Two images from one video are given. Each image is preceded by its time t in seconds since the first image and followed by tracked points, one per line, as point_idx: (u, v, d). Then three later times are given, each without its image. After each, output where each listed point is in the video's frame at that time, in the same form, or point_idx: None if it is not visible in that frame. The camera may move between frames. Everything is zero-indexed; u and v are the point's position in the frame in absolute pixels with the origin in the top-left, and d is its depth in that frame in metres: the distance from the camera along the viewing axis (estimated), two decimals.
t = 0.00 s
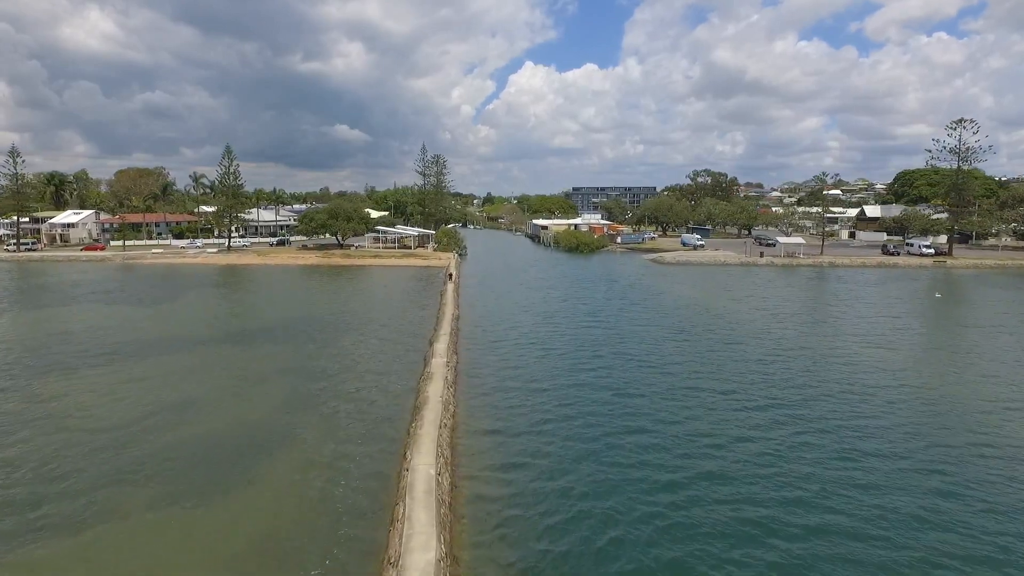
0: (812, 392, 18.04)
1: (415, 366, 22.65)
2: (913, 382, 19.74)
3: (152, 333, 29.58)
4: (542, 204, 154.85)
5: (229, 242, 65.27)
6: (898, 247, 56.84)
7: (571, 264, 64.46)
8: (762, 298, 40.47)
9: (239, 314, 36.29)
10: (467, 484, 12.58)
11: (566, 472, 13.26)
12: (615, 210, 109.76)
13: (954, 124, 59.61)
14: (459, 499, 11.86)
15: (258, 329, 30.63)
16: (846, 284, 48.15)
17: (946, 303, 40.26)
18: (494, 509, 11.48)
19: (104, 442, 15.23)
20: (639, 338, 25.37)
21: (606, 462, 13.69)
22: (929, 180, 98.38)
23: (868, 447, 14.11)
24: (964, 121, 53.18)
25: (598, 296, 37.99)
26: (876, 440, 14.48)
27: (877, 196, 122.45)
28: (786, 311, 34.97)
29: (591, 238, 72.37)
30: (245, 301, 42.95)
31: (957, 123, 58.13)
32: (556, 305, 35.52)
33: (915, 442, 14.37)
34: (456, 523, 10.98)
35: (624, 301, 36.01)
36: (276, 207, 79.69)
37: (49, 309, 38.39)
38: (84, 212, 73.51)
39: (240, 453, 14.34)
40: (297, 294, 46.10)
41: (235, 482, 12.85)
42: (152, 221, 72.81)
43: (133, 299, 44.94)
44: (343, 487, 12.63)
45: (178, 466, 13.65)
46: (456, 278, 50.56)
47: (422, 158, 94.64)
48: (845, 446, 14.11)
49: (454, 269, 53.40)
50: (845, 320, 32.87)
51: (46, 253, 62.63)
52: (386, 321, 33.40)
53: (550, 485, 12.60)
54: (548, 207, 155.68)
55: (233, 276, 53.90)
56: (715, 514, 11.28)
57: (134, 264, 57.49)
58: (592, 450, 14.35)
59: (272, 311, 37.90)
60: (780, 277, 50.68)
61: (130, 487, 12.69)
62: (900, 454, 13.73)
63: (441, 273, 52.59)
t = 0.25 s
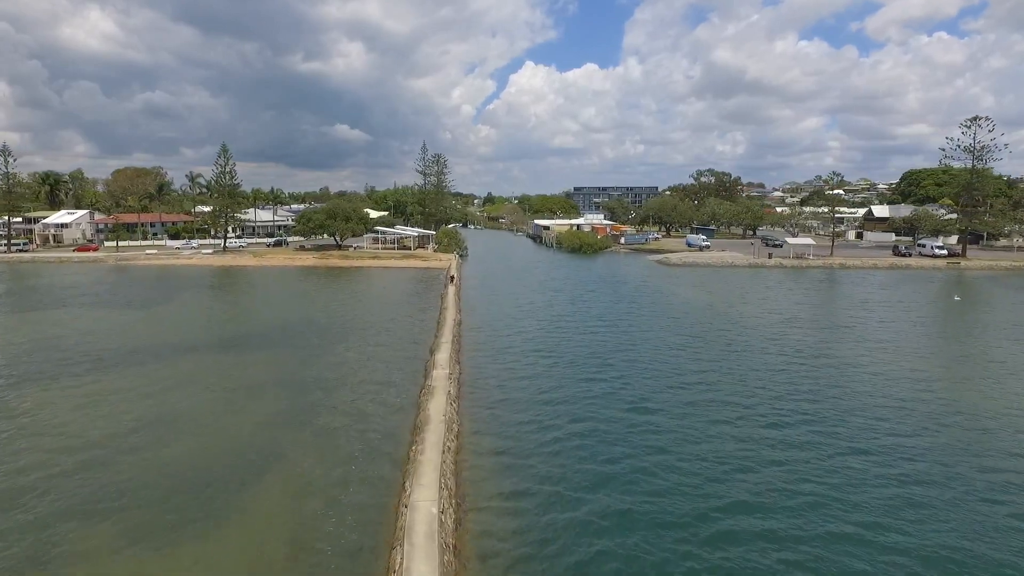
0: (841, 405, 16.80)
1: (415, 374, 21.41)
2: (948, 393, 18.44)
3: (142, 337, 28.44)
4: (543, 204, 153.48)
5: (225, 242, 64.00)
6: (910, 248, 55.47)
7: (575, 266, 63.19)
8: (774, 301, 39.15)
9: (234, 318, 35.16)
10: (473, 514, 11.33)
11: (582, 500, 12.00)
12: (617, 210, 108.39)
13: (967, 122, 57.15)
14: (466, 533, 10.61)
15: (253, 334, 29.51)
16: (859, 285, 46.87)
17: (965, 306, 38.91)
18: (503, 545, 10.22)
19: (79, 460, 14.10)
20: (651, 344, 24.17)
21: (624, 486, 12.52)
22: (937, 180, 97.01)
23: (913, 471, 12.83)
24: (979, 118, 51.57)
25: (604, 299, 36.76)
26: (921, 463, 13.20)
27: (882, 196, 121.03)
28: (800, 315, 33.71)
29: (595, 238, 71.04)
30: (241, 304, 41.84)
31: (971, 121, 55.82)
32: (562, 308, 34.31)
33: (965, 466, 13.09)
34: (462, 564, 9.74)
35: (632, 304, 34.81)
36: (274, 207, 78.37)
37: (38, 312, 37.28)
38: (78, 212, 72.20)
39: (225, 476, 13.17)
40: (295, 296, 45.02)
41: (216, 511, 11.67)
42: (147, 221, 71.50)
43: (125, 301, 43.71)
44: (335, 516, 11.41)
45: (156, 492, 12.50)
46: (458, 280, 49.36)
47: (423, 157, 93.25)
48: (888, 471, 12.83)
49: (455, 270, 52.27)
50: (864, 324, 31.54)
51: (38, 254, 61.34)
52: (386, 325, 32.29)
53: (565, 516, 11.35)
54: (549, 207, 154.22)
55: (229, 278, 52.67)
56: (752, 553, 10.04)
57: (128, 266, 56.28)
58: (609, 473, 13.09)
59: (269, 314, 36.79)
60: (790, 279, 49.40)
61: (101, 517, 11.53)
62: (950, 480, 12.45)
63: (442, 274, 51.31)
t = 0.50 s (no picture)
0: (875, 421, 15.57)
1: (415, 384, 20.13)
2: (990, 407, 17.07)
3: (131, 343, 27.22)
4: (544, 204, 152.07)
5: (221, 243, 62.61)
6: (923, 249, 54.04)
7: (578, 267, 61.81)
8: (787, 304, 37.77)
9: (228, 323, 33.92)
10: (480, 553, 9.99)
11: (603, 535, 10.66)
12: (620, 210, 107.00)
13: (982, 120, 54.72)
14: None
15: (248, 340, 28.30)
16: (871, 287, 45.58)
17: (984, 309, 37.51)
18: None
19: (51, 483, 12.94)
20: (664, 351, 22.92)
21: (649, 517, 11.21)
22: (944, 179, 95.58)
23: (972, 501, 11.48)
24: (994, 117, 49.95)
25: (611, 302, 35.47)
26: (979, 492, 11.84)
27: (887, 196, 119.58)
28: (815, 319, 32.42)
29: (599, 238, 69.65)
30: (237, 307, 40.62)
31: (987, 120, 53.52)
32: (568, 312, 33.02)
33: None
34: None
35: (640, 307, 33.55)
36: (271, 206, 76.94)
37: (25, 314, 36.04)
38: (71, 212, 70.81)
39: (206, 503, 11.89)
40: (292, 299, 43.77)
41: (194, 548, 10.40)
42: (142, 221, 70.12)
43: (116, 303, 42.37)
44: (326, 555, 10.10)
45: (129, 524, 11.23)
46: (459, 282, 48.09)
47: (423, 156, 91.77)
48: (944, 501, 11.48)
49: (457, 272, 51.01)
50: (883, 329, 30.16)
51: (29, 254, 59.95)
52: (387, 330, 31.08)
53: (585, 556, 10.00)
54: (550, 207, 152.68)
55: (224, 279, 51.35)
56: None
57: (122, 267, 54.94)
58: (631, 502, 11.75)
59: (265, 319, 35.55)
60: (801, 281, 48.07)
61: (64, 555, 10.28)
62: (1015, 512, 11.09)
63: (443, 277, 49.95)
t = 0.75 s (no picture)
0: (913, 437, 14.41)
1: (416, 394, 18.95)
2: None
3: (120, 349, 26.01)
4: (545, 204, 150.77)
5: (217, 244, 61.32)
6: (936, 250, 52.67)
7: (582, 268, 60.51)
8: (801, 308, 36.43)
9: (223, 328, 32.69)
10: None
11: None
12: (623, 210, 105.65)
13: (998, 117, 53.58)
14: None
15: (243, 347, 27.09)
16: (884, 289, 44.33)
17: (1006, 313, 36.19)
18: None
19: (13, 512, 11.65)
20: (679, 359, 21.71)
21: (680, 558, 9.89)
22: (952, 179, 94.32)
23: None
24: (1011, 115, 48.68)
25: (618, 306, 34.23)
26: None
27: (893, 196, 118.27)
28: (831, 323, 31.19)
29: (602, 239, 68.35)
30: (232, 311, 39.40)
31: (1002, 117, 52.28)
32: (574, 315, 31.80)
33: None
34: None
35: (649, 311, 32.33)
36: (269, 207, 75.60)
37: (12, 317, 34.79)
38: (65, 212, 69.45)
39: (183, 539, 10.61)
40: (290, 302, 42.55)
41: None
42: (136, 221, 68.75)
43: (107, 306, 41.05)
44: None
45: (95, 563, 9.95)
46: (461, 284, 46.91)
47: (423, 155, 90.40)
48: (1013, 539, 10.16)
49: (459, 273, 49.81)
50: (905, 335, 28.82)
51: (20, 256, 58.59)
52: (387, 335, 29.87)
53: None
54: (551, 207, 151.25)
55: (220, 282, 50.02)
56: None
57: (115, 269, 53.65)
58: (659, 539, 10.44)
59: (261, 324, 34.33)
60: (811, 283, 46.79)
61: None
62: None
63: (444, 279, 48.58)
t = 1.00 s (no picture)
0: (959, 458, 13.22)
1: (417, 406, 17.72)
2: None
3: (106, 356, 24.80)
4: (547, 204, 149.51)
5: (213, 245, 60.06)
6: (951, 252, 51.33)
7: (586, 270, 59.18)
8: (816, 312, 35.09)
9: (216, 334, 31.47)
10: None
11: None
12: (626, 210, 104.34)
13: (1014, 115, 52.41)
14: None
15: (236, 354, 25.90)
16: (899, 291, 43.02)
17: None
18: None
19: None
20: (695, 368, 20.48)
21: None
22: (960, 179, 93.03)
23: None
24: None
25: (626, 309, 32.94)
26: None
27: (899, 195, 116.90)
28: (849, 328, 29.93)
29: (606, 239, 67.01)
30: (227, 315, 38.20)
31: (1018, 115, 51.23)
32: (581, 320, 30.55)
33: None
34: None
35: (659, 316, 31.07)
36: (266, 207, 74.29)
37: None
38: (58, 213, 68.15)
39: None
40: (287, 306, 41.32)
41: None
42: (131, 222, 67.44)
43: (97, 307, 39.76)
44: None
45: None
46: (463, 286, 45.65)
47: (424, 154, 89.04)
48: None
49: (460, 274, 48.59)
50: (930, 340, 27.48)
51: (11, 257, 57.30)
52: (386, 340, 28.66)
53: None
54: (553, 207, 149.75)
55: (215, 284, 48.74)
56: None
57: (108, 270, 52.39)
58: None
59: (257, 329, 33.11)
60: (823, 285, 45.48)
61: None
62: None
63: (444, 281, 47.27)
